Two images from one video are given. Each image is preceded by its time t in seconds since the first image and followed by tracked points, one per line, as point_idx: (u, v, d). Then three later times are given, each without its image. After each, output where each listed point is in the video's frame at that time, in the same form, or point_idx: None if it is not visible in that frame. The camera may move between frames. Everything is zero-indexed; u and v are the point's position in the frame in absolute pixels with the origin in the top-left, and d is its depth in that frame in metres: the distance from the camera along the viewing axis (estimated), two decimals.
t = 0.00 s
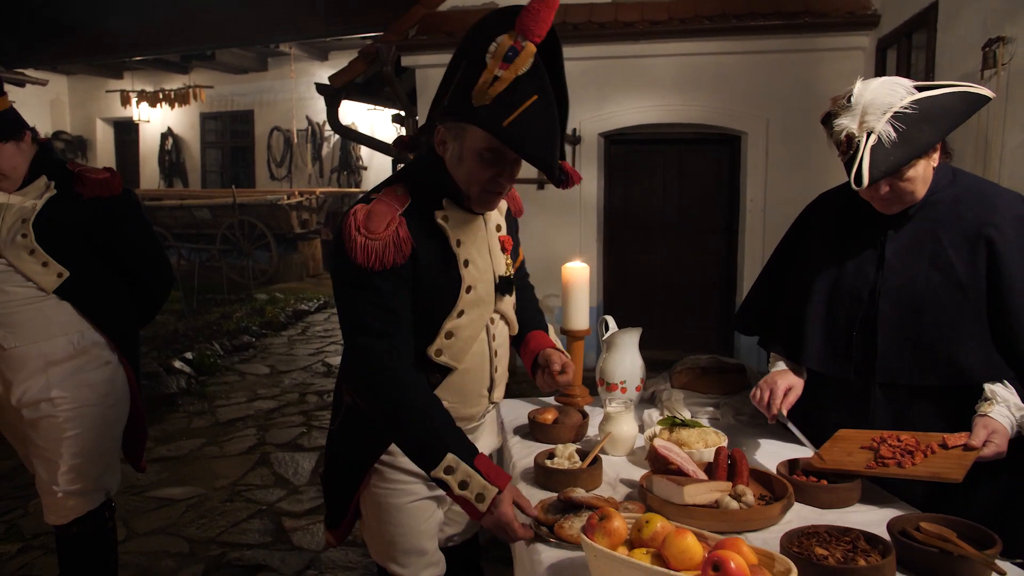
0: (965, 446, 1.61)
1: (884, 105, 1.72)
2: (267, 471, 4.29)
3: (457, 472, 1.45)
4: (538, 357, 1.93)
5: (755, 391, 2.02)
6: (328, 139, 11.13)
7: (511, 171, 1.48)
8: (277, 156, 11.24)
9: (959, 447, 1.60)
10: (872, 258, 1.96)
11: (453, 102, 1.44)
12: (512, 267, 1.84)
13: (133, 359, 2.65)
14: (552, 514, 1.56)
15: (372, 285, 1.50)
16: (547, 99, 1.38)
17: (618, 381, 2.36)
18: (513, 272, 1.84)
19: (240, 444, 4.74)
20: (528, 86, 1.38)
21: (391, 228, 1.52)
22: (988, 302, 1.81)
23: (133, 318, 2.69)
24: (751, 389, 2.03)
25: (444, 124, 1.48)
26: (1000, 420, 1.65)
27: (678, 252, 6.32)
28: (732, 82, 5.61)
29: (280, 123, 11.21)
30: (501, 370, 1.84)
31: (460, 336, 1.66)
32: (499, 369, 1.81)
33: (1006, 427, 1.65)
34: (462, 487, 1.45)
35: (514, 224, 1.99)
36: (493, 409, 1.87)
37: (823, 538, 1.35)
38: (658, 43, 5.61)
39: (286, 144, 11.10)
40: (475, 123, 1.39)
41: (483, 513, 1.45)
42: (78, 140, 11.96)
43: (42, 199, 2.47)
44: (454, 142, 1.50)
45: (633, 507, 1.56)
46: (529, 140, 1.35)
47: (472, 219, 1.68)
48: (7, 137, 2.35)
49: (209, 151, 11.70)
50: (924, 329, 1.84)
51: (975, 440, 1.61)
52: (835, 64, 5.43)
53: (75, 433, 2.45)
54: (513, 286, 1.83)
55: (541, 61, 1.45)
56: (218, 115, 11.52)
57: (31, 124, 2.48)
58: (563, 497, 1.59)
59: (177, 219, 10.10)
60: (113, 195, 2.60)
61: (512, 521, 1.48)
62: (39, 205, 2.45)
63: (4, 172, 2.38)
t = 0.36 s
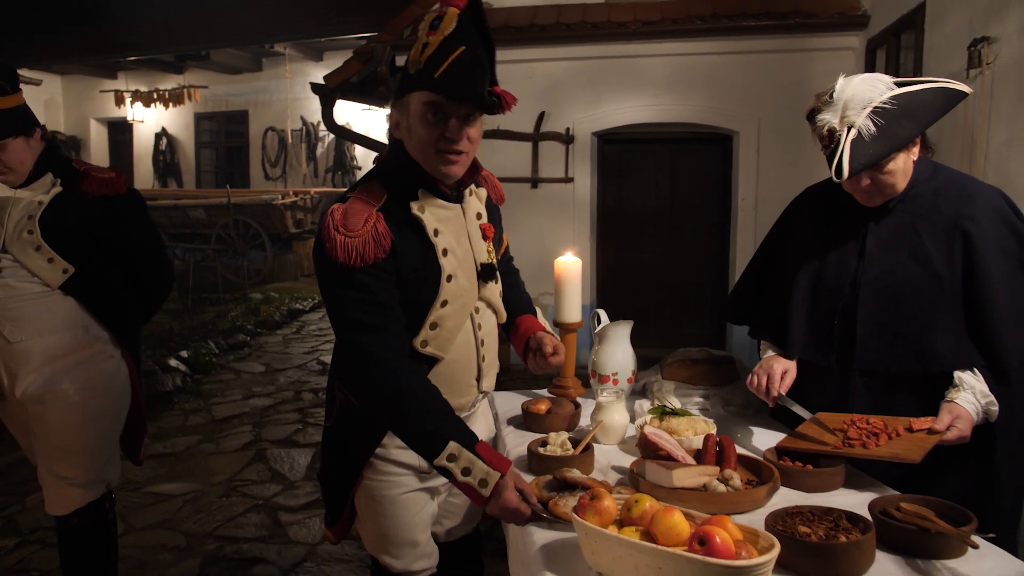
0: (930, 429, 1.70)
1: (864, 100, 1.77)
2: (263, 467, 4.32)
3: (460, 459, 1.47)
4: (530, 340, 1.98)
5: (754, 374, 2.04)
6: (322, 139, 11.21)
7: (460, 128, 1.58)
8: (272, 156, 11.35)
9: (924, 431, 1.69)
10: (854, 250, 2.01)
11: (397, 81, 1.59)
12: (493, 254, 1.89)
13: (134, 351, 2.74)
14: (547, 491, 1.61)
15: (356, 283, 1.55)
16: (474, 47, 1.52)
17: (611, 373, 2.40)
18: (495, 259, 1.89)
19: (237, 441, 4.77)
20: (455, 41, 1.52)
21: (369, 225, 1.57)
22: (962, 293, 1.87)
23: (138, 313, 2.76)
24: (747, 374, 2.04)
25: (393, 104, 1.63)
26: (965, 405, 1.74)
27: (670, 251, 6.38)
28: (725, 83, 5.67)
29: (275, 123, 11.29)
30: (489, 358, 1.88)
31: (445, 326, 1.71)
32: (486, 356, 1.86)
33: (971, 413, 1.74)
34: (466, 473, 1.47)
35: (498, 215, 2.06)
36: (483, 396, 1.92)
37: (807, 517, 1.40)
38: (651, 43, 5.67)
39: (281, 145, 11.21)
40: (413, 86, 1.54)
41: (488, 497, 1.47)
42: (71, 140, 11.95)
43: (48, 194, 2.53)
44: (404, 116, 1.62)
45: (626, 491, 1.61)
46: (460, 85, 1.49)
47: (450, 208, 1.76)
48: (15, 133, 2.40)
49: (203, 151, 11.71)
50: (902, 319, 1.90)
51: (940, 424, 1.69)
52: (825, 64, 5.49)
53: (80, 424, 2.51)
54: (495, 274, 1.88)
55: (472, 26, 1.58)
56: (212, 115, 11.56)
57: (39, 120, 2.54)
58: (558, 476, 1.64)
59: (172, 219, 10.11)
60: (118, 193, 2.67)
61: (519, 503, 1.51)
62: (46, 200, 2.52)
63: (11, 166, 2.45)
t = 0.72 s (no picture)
0: (910, 412, 1.78)
1: (848, 97, 1.85)
2: (255, 463, 4.35)
3: (418, 425, 1.54)
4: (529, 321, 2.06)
5: (732, 366, 2.14)
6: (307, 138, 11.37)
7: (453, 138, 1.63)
8: (256, 155, 11.39)
9: (903, 414, 1.76)
10: (838, 243, 2.09)
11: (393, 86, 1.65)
12: (485, 237, 1.94)
13: (133, 347, 2.76)
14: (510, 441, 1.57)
15: (340, 260, 1.66)
16: (469, 62, 1.56)
17: (602, 363, 2.48)
18: (488, 242, 1.94)
19: (227, 437, 4.79)
20: (451, 53, 1.57)
21: (354, 207, 1.68)
22: (942, 283, 1.96)
23: (135, 306, 2.79)
24: (729, 365, 2.15)
25: (389, 107, 1.68)
26: (943, 390, 1.83)
27: (654, 248, 6.46)
28: (710, 83, 5.76)
29: (259, 122, 11.35)
30: (484, 338, 1.91)
31: (436, 303, 1.76)
32: (480, 334, 1.89)
33: (948, 397, 1.82)
34: (428, 440, 1.53)
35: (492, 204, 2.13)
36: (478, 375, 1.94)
37: (795, 493, 1.47)
38: (637, 44, 5.76)
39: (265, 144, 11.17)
40: (409, 96, 1.59)
41: (448, 459, 1.52)
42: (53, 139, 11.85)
43: (46, 191, 2.56)
44: (400, 119, 1.67)
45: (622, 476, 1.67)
46: (455, 100, 1.53)
47: (434, 191, 1.83)
48: (13, 128, 2.44)
49: (187, 150, 11.68)
50: (885, 309, 1.98)
51: (919, 406, 1.77)
52: (807, 65, 5.60)
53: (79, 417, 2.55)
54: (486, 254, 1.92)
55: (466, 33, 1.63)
56: (196, 114, 11.54)
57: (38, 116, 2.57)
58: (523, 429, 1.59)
59: (156, 218, 10.07)
60: (113, 189, 2.68)
61: (480, 457, 1.52)
62: (44, 196, 2.55)
63: (8, 161, 2.49)
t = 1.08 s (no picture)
0: (885, 406, 1.89)
1: (826, 107, 1.95)
2: (240, 465, 4.37)
3: (374, 368, 1.65)
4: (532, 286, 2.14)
5: (716, 364, 2.24)
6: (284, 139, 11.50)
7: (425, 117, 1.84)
8: (232, 157, 11.38)
9: (878, 408, 1.87)
10: (815, 245, 2.20)
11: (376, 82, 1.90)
12: (471, 235, 2.04)
13: (124, 350, 2.78)
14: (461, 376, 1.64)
15: (319, 241, 1.84)
16: (432, 45, 1.77)
17: (588, 362, 2.54)
18: (474, 240, 2.04)
19: (210, 440, 4.79)
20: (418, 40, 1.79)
21: (335, 191, 1.86)
22: (913, 284, 2.08)
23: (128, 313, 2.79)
24: (712, 362, 2.26)
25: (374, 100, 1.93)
26: (916, 384, 1.94)
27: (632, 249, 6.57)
28: (686, 87, 5.88)
29: (236, 123, 11.36)
30: (465, 330, 1.98)
31: (413, 288, 1.89)
32: (461, 324, 1.96)
33: (921, 391, 1.94)
34: (383, 382, 1.64)
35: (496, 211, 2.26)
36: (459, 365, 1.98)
37: (778, 482, 1.56)
38: (615, 49, 5.86)
39: (242, 146, 11.30)
40: (384, 82, 1.83)
41: (401, 393, 1.61)
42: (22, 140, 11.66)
43: (35, 195, 2.58)
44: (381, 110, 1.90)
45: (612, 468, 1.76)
46: (417, 76, 1.76)
47: (420, 185, 1.96)
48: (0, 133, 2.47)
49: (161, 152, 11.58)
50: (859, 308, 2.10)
51: (894, 401, 1.88)
52: (780, 71, 5.76)
53: (70, 420, 2.58)
54: (468, 247, 2.01)
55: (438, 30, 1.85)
56: (170, 115, 11.46)
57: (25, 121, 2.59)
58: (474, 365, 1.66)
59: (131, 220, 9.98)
60: (104, 193, 2.70)
61: (429, 386, 1.61)
62: (32, 202, 2.56)
63: None
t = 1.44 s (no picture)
0: (860, 396, 1.97)
1: (813, 93, 2.11)
2: (218, 465, 4.36)
3: (338, 371, 1.67)
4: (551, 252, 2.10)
5: (702, 355, 2.34)
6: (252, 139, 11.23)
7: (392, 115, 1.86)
8: (200, 157, 11.29)
9: (854, 397, 1.95)
10: (790, 240, 2.31)
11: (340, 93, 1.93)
12: (449, 230, 2.04)
13: (105, 350, 2.76)
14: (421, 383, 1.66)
15: (292, 242, 1.86)
16: (388, 44, 1.82)
17: (570, 358, 2.63)
18: (452, 235, 2.04)
19: (186, 441, 4.76)
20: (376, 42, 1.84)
21: (307, 193, 1.89)
22: (884, 279, 2.19)
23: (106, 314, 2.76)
24: (700, 353, 2.36)
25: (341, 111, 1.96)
26: (889, 375, 2.03)
27: (606, 248, 6.66)
28: (659, 88, 5.98)
29: (204, 122, 11.27)
30: (445, 325, 1.96)
31: (389, 284, 1.90)
32: (440, 319, 1.95)
33: (893, 382, 2.02)
34: (346, 385, 1.66)
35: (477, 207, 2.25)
36: (439, 361, 1.96)
37: (762, 469, 1.63)
38: (588, 50, 5.94)
39: (210, 145, 11.15)
40: (347, 88, 1.86)
41: (361, 397, 1.64)
42: None
43: (12, 195, 2.56)
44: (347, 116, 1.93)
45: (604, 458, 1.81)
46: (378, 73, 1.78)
47: (395, 183, 1.99)
48: None
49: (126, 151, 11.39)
50: (834, 301, 2.20)
51: (868, 391, 1.97)
52: (749, 73, 5.88)
53: (50, 422, 2.55)
54: (445, 241, 2.01)
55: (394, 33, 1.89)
56: (136, 113, 11.32)
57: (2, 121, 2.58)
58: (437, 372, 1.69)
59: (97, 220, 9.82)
60: (83, 193, 2.70)
61: (388, 392, 1.64)
62: (9, 202, 2.55)
63: None
